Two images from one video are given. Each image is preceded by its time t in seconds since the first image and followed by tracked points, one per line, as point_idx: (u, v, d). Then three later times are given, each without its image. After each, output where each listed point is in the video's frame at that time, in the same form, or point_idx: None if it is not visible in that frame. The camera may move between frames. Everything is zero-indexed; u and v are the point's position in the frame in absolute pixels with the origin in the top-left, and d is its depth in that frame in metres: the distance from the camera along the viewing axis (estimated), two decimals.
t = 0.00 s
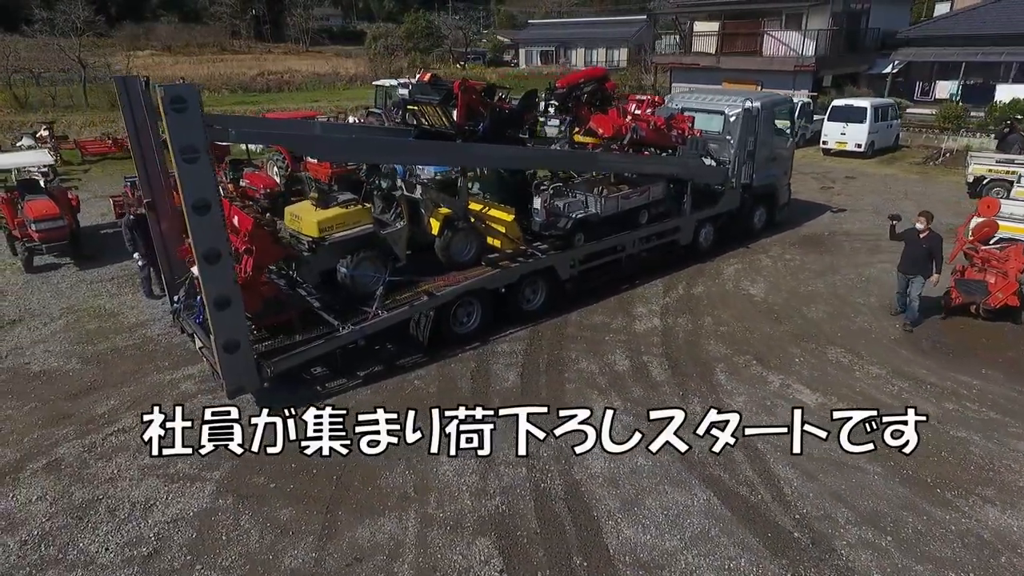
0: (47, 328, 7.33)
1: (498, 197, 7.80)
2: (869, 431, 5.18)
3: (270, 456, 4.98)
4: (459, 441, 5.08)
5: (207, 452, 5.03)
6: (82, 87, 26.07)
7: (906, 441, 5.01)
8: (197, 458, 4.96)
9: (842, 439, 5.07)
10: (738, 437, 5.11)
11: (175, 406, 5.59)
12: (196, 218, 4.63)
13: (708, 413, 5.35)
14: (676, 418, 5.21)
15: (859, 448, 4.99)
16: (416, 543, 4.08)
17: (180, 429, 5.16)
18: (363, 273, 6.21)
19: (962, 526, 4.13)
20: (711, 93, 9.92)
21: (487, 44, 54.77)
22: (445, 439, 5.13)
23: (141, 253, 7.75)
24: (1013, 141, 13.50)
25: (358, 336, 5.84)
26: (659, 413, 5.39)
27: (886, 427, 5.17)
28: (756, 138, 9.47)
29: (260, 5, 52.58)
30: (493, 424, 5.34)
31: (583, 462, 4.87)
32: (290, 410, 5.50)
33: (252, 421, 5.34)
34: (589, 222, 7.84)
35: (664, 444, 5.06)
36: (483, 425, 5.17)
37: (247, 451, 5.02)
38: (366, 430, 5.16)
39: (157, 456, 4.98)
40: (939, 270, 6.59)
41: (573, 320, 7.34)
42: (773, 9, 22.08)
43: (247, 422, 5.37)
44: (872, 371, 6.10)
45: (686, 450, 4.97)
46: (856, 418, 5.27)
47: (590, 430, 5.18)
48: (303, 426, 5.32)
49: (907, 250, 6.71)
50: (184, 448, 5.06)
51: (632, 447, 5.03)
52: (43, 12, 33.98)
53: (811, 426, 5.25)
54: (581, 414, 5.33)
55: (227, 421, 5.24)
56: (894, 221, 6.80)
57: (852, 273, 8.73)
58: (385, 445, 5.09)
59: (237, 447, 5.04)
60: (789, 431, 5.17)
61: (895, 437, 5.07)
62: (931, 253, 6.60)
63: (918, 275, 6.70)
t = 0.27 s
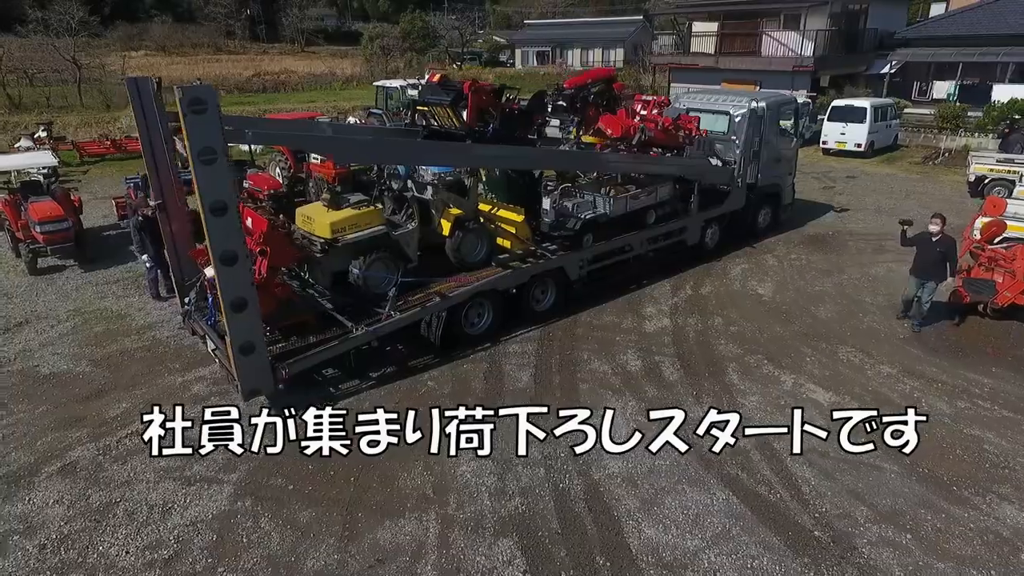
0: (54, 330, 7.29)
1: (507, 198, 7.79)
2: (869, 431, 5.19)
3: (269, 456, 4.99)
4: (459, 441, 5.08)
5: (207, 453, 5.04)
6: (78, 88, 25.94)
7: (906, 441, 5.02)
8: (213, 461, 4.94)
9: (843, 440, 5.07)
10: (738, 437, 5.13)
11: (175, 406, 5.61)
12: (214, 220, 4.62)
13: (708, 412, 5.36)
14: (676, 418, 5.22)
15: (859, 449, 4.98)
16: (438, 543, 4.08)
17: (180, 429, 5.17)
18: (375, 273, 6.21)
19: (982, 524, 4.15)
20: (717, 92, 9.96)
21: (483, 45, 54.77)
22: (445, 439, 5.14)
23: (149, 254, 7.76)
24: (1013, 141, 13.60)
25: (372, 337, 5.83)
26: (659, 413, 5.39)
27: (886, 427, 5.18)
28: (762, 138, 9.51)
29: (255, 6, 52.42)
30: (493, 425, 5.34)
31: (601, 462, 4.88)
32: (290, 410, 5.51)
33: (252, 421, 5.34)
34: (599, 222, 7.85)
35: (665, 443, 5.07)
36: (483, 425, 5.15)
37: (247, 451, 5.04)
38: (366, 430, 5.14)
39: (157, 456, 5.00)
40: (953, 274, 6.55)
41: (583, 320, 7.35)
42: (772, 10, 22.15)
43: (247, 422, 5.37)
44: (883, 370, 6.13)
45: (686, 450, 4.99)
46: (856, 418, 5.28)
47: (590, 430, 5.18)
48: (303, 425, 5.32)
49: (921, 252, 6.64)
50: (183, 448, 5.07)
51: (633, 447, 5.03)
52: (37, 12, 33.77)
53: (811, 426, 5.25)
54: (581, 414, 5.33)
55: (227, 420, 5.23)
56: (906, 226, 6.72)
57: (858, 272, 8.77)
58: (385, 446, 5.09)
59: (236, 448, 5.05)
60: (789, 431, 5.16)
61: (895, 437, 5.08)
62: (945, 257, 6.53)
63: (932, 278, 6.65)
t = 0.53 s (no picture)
0: (56, 332, 7.24)
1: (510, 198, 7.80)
2: (869, 432, 5.19)
3: (270, 456, 5.00)
4: (459, 441, 5.10)
5: (208, 452, 5.05)
6: (69, 89, 25.72)
7: (906, 441, 5.03)
8: (223, 462, 4.93)
9: (843, 440, 5.07)
10: (738, 437, 5.14)
11: (174, 407, 5.62)
12: (224, 221, 4.61)
13: (708, 413, 5.37)
14: (676, 418, 5.23)
15: (859, 448, 4.98)
16: (453, 543, 4.09)
17: (180, 429, 5.18)
18: (382, 274, 6.21)
19: (990, 518, 4.20)
20: (716, 91, 10.00)
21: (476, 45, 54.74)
22: (445, 439, 5.15)
23: (153, 256, 7.81)
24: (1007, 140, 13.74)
25: (380, 337, 5.83)
26: (659, 413, 5.40)
27: (886, 427, 5.19)
28: (761, 138, 9.56)
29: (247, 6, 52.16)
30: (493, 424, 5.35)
31: (612, 460, 4.90)
32: (290, 410, 5.53)
33: (252, 421, 5.35)
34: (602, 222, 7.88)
35: (665, 444, 5.08)
36: (483, 425, 5.18)
37: (247, 451, 5.04)
38: (366, 430, 5.18)
39: (157, 456, 5.01)
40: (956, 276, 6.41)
41: (587, 319, 7.38)
42: (766, 10, 22.25)
43: (247, 422, 5.38)
44: (886, 367, 6.19)
45: (686, 450, 5.00)
46: (856, 418, 5.28)
47: (590, 430, 5.20)
48: (303, 426, 5.34)
49: (924, 253, 6.47)
50: (183, 448, 5.08)
51: (632, 447, 5.05)
52: (27, 12, 33.47)
53: (811, 426, 5.25)
54: (581, 414, 5.35)
55: (227, 421, 5.25)
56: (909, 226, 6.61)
57: (858, 270, 8.84)
58: (385, 445, 5.10)
59: (236, 447, 5.05)
60: (789, 431, 5.17)
61: (896, 437, 5.09)
62: (951, 258, 6.34)
63: (934, 278, 6.51)
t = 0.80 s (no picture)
0: (56, 335, 7.17)
1: (512, 198, 7.81)
2: (869, 431, 5.20)
3: (270, 456, 5.01)
4: (460, 441, 5.10)
5: (208, 452, 5.05)
6: (56, 89, 25.42)
7: (906, 441, 5.03)
8: (233, 464, 4.91)
9: (843, 440, 5.08)
10: (738, 437, 5.15)
11: (174, 406, 5.62)
12: (234, 222, 4.59)
13: (709, 412, 5.37)
14: (677, 418, 5.25)
15: (859, 448, 4.99)
16: (468, 543, 4.10)
17: (180, 429, 5.19)
18: (388, 275, 6.20)
19: (998, 511, 4.26)
20: (716, 90, 10.04)
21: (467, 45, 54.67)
22: (445, 439, 5.16)
23: (154, 256, 7.78)
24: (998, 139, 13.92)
25: (386, 337, 5.83)
26: (659, 413, 5.42)
27: (886, 427, 5.20)
28: (760, 137, 9.63)
29: (236, 5, 51.79)
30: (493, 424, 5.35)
31: (623, 458, 4.93)
32: (290, 410, 5.53)
33: (252, 421, 5.35)
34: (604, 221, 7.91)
35: (665, 444, 5.09)
36: (483, 425, 5.19)
37: (247, 451, 5.04)
38: (366, 430, 5.19)
39: (157, 456, 5.01)
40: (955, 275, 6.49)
41: (591, 319, 7.40)
42: (758, 10, 22.37)
43: (247, 422, 5.38)
44: (889, 364, 6.26)
45: (686, 450, 5.00)
46: (856, 418, 5.28)
47: (590, 430, 5.21)
48: (303, 426, 5.34)
49: (926, 253, 6.55)
50: (183, 448, 5.09)
51: (632, 447, 5.05)
52: (12, 11, 33.04)
53: (812, 427, 5.25)
54: (581, 414, 5.36)
55: (227, 420, 5.25)
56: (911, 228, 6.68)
57: (856, 268, 8.92)
58: (385, 446, 5.11)
59: (237, 447, 5.06)
60: (790, 431, 5.19)
61: (896, 437, 5.09)
62: (952, 259, 6.43)
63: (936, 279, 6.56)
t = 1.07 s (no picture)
0: (57, 338, 7.11)
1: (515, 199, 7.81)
2: (869, 432, 5.21)
3: (270, 456, 5.03)
4: (460, 441, 5.12)
5: (208, 452, 5.07)
6: (45, 90, 25.16)
7: (906, 441, 5.05)
8: (243, 467, 4.88)
9: (843, 439, 5.10)
10: (738, 437, 5.16)
11: (174, 407, 5.64)
12: (243, 224, 4.56)
13: (709, 413, 5.39)
14: (676, 418, 5.26)
15: (859, 448, 5.01)
16: (484, 544, 4.10)
17: (180, 429, 5.22)
18: (394, 276, 6.19)
19: (1006, 506, 4.32)
20: (714, 91, 10.12)
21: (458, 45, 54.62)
22: (445, 439, 5.18)
23: (154, 258, 7.72)
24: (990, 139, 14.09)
25: (393, 339, 5.82)
26: (659, 413, 5.44)
27: (886, 427, 5.21)
28: (758, 137, 9.69)
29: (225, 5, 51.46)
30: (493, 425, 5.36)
31: (633, 457, 4.95)
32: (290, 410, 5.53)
33: (252, 421, 5.37)
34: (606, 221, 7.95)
35: (665, 444, 5.10)
36: (483, 425, 5.20)
37: (247, 450, 5.06)
38: (366, 430, 5.21)
39: (157, 456, 5.04)
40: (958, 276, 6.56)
41: (595, 318, 7.43)
42: (751, 10, 22.49)
43: (247, 422, 5.39)
44: (891, 361, 6.32)
45: (686, 450, 5.01)
46: (856, 418, 5.30)
47: (590, 430, 5.22)
48: (303, 426, 5.35)
49: (928, 253, 6.64)
50: (184, 448, 5.11)
51: (632, 447, 5.07)
52: None
53: (812, 426, 5.27)
54: (581, 414, 5.38)
55: (227, 421, 5.27)
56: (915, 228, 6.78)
57: (855, 266, 9.00)
58: (385, 446, 5.13)
59: (236, 447, 5.08)
60: (789, 430, 5.21)
61: (896, 437, 5.11)
62: (955, 259, 6.53)
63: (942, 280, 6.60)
